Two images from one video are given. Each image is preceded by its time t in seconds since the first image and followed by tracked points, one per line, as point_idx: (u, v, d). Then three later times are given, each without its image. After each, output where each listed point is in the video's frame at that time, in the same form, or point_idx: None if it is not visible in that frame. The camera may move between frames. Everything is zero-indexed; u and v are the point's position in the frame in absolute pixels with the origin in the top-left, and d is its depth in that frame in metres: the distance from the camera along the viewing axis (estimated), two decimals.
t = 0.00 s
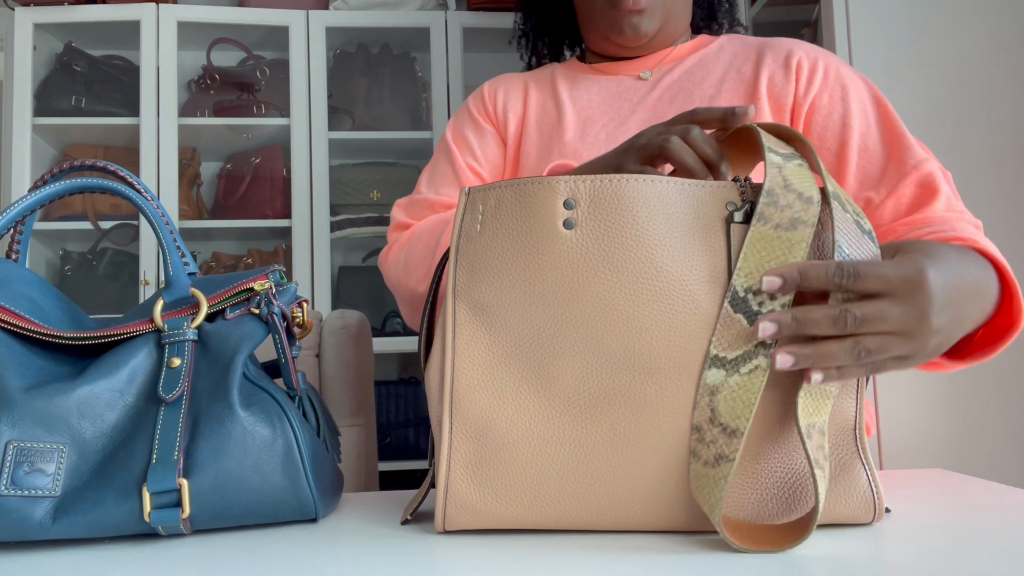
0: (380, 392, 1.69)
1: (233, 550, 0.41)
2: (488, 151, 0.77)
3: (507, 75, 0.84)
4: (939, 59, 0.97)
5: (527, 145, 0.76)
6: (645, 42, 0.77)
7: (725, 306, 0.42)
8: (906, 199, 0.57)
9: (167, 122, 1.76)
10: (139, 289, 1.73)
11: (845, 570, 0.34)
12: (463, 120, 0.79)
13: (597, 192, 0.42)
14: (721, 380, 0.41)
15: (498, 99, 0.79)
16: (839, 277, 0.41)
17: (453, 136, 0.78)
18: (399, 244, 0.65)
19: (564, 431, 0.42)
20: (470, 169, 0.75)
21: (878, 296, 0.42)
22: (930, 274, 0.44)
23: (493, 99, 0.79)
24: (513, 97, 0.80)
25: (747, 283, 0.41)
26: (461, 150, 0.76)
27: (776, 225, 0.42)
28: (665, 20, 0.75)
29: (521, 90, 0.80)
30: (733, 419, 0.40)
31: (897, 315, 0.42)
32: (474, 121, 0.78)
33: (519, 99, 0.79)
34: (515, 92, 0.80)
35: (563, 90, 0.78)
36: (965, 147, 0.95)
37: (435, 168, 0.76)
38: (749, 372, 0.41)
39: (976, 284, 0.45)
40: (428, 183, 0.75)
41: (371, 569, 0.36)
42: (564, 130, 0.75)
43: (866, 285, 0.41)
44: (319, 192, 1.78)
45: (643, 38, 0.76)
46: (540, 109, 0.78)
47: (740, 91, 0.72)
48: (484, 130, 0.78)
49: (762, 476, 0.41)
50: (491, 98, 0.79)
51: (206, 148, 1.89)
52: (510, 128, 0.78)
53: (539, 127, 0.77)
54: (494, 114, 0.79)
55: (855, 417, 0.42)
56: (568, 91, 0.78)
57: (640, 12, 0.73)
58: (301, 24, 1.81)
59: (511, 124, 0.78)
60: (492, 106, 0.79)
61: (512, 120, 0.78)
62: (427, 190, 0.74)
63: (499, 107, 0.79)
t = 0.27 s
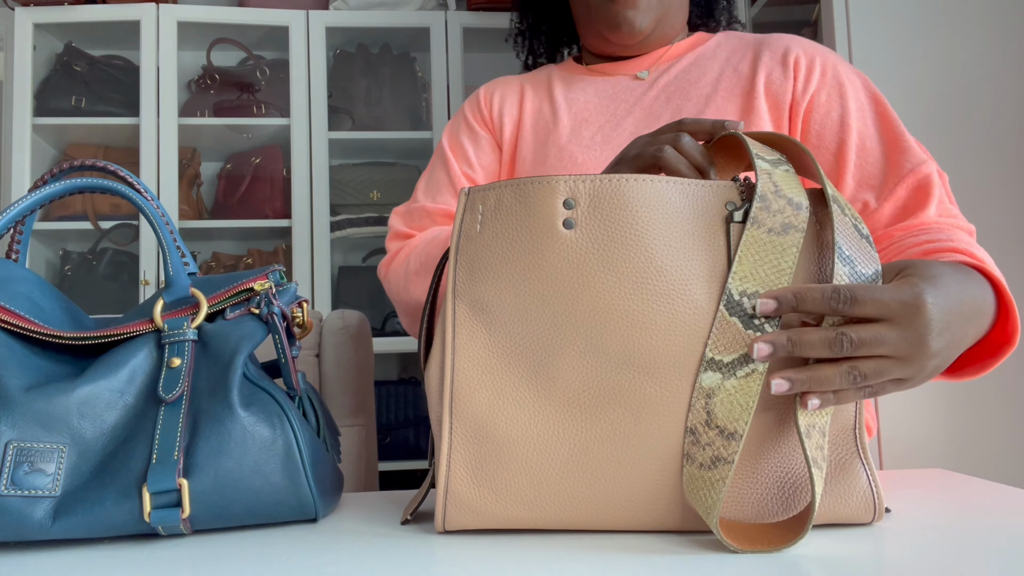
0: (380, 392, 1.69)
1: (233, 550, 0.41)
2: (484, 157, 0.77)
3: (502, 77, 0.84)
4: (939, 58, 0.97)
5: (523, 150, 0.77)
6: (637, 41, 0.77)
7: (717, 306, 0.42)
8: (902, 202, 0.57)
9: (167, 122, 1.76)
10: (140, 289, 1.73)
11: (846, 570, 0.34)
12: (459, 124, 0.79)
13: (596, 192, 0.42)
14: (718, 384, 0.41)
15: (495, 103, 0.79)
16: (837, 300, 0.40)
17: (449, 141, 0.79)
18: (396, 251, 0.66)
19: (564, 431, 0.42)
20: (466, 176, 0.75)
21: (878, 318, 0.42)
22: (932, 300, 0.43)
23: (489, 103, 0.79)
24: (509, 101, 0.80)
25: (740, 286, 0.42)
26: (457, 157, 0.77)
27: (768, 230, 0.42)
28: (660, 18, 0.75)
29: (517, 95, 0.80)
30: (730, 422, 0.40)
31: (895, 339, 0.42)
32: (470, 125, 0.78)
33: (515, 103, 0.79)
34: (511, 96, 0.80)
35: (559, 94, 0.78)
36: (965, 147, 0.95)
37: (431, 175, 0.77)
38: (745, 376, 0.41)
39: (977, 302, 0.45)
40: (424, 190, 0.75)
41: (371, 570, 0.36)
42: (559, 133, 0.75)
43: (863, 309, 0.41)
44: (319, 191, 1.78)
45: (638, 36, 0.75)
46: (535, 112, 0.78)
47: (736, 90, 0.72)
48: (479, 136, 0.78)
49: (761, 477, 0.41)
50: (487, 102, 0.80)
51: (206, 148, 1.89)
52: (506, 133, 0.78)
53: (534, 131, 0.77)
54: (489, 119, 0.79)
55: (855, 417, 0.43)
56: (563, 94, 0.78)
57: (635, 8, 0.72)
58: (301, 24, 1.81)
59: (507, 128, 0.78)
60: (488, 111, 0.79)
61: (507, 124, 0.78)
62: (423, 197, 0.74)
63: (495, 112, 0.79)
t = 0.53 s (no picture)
0: (380, 393, 1.69)
1: (233, 550, 0.41)
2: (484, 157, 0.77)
3: (500, 77, 0.84)
4: (938, 59, 0.97)
5: (523, 150, 0.77)
6: (634, 37, 0.76)
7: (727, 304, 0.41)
8: (901, 203, 0.57)
9: (167, 123, 1.76)
10: (139, 289, 1.73)
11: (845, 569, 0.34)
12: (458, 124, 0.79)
13: (597, 192, 0.42)
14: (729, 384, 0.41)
15: (494, 102, 0.79)
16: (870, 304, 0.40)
17: (448, 142, 0.79)
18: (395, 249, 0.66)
19: (564, 431, 0.42)
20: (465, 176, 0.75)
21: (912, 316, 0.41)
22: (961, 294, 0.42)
23: (488, 102, 0.80)
24: (509, 101, 0.80)
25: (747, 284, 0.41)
26: (456, 157, 0.77)
27: (776, 226, 0.42)
28: (657, 16, 0.75)
29: (517, 94, 0.80)
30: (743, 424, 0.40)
31: (934, 335, 0.41)
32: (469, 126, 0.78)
33: (513, 102, 0.79)
34: (511, 95, 0.80)
35: (559, 94, 0.78)
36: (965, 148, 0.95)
37: (429, 176, 0.77)
38: (756, 374, 0.41)
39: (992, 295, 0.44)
40: (422, 191, 0.75)
41: (371, 570, 0.36)
42: (558, 133, 0.75)
43: (901, 309, 0.40)
44: (319, 192, 1.78)
45: (636, 32, 0.75)
46: (535, 113, 0.78)
47: (736, 90, 0.72)
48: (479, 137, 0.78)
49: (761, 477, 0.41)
50: (486, 101, 0.80)
51: (206, 147, 1.89)
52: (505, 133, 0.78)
53: (534, 131, 0.77)
54: (489, 118, 0.79)
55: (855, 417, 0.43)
56: (562, 94, 0.78)
57: (632, 5, 0.72)
58: (301, 24, 1.81)
59: (506, 128, 0.78)
60: (488, 111, 0.79)
61: (506, 124, 0.78)
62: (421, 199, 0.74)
63: (495, 111, 0.79)
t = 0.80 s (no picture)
0: (380, 393, 1.69)
1: (233, 550, 0.41)
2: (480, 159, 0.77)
3: (492, 78, 0.83)
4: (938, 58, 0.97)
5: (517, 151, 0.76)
6: (630, 36, 0.75)
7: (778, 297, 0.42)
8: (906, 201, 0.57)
9: (167, 123, 1.76)
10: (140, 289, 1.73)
11: (845, 569, 0.34)
12: (454, 126, 0.79)
13: (597, 192, 0.42)
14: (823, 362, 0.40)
15: (490, 104, 0.79)
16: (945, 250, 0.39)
17: (442, 144, 0.79)
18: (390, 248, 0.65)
19: (564, 431, 0.42)
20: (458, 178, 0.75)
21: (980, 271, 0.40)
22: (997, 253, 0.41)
23: (485, 103, 0.80)
24: (505, 102, 0.79)
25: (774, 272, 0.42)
26: (450, 158, 0.76)
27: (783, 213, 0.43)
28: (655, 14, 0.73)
29: (514, 95, 0.80)
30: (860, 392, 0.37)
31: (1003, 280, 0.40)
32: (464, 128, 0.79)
33: (509, 103, 0.79)
34: (507, 96, 0.80)
35: (557, 95, 0.78)
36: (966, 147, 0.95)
37: (421, 178, 0.76)
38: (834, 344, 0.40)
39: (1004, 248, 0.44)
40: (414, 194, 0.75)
41: (371, 570, 0.36)
42: (558, 135, 0.75)
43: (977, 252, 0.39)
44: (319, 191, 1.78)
45: (632, 31, 0.74)
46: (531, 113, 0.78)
47: (738, 91, 0.72)
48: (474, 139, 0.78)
49: (761, 477, 0.41)
50: (483, 102, 0.80)
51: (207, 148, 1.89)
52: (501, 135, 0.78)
53: (530, 132, 0.77)
54: (485, 121, 0.79)
55: (855, 417, 0.43)
56: (560, 94, 0.78)
57: (628, 5, 0.71)
58: (301, 24, 1.81)
59: (502, 130, 0.78)
60: (484, 112, 0.79)
61: (501, 126, 0.78)
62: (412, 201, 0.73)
63: (491, 112, 0.79)
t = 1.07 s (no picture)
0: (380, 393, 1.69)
1: (233, 550, 0.41)
2: (455, 176, 0.74)
3: (484, 78, 0.80)
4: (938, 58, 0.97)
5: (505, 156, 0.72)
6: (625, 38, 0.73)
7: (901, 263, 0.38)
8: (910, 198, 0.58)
9: (167, 123, 1.76)
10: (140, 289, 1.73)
11: (845, 569, 0.34)
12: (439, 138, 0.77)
13: (598, 192, 0.42)
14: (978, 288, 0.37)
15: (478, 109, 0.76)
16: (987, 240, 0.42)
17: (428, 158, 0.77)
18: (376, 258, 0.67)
19: (564, 431, 0.42)
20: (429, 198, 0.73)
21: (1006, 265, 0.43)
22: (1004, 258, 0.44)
23: (473, 109, 0.76)
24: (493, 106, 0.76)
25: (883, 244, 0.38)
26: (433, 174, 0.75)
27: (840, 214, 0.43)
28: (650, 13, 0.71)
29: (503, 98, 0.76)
30: None
31: None
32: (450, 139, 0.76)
33: (498, 107, 0.75)
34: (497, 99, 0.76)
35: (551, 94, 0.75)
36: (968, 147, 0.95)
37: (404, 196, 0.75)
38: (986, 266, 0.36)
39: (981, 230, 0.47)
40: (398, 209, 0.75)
41: (371, 570, 0.36)
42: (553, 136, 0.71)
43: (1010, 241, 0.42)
44: (319, 192, 1.78)
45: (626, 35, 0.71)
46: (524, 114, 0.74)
47: (742, 88, 0.69)
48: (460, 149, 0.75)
49: (761, 477, 0.41)
50: (472, 108, 0.76)
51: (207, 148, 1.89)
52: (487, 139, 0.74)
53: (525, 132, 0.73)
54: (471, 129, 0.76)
55: (855, 417, 0.43)
56: (554, 94, 0.75)
57: (620, 9, 0.68)
58: (302, 25, 1.81)
59: (489, 134, 0.74)
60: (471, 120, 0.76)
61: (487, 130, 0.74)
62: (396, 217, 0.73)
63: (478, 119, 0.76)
